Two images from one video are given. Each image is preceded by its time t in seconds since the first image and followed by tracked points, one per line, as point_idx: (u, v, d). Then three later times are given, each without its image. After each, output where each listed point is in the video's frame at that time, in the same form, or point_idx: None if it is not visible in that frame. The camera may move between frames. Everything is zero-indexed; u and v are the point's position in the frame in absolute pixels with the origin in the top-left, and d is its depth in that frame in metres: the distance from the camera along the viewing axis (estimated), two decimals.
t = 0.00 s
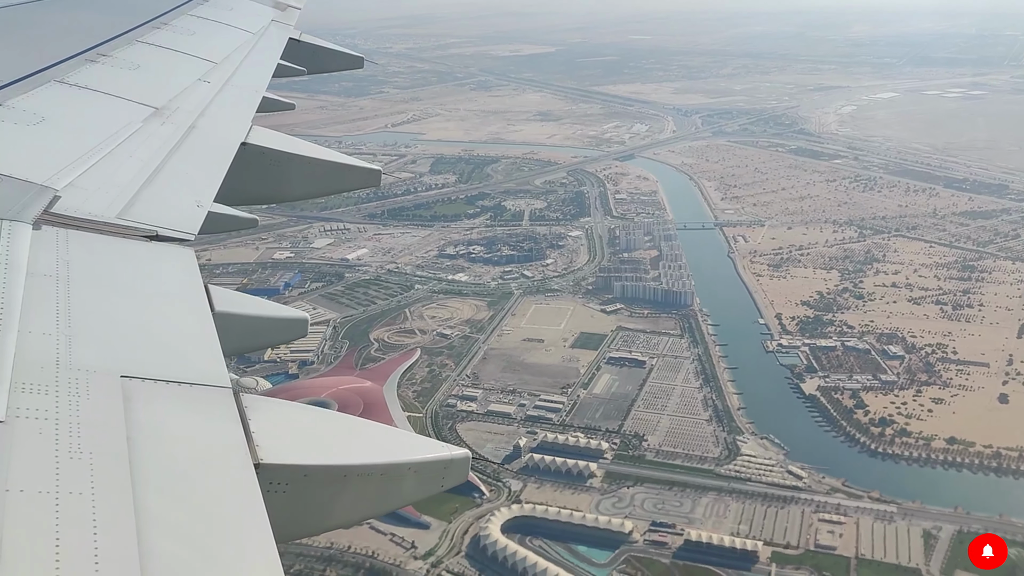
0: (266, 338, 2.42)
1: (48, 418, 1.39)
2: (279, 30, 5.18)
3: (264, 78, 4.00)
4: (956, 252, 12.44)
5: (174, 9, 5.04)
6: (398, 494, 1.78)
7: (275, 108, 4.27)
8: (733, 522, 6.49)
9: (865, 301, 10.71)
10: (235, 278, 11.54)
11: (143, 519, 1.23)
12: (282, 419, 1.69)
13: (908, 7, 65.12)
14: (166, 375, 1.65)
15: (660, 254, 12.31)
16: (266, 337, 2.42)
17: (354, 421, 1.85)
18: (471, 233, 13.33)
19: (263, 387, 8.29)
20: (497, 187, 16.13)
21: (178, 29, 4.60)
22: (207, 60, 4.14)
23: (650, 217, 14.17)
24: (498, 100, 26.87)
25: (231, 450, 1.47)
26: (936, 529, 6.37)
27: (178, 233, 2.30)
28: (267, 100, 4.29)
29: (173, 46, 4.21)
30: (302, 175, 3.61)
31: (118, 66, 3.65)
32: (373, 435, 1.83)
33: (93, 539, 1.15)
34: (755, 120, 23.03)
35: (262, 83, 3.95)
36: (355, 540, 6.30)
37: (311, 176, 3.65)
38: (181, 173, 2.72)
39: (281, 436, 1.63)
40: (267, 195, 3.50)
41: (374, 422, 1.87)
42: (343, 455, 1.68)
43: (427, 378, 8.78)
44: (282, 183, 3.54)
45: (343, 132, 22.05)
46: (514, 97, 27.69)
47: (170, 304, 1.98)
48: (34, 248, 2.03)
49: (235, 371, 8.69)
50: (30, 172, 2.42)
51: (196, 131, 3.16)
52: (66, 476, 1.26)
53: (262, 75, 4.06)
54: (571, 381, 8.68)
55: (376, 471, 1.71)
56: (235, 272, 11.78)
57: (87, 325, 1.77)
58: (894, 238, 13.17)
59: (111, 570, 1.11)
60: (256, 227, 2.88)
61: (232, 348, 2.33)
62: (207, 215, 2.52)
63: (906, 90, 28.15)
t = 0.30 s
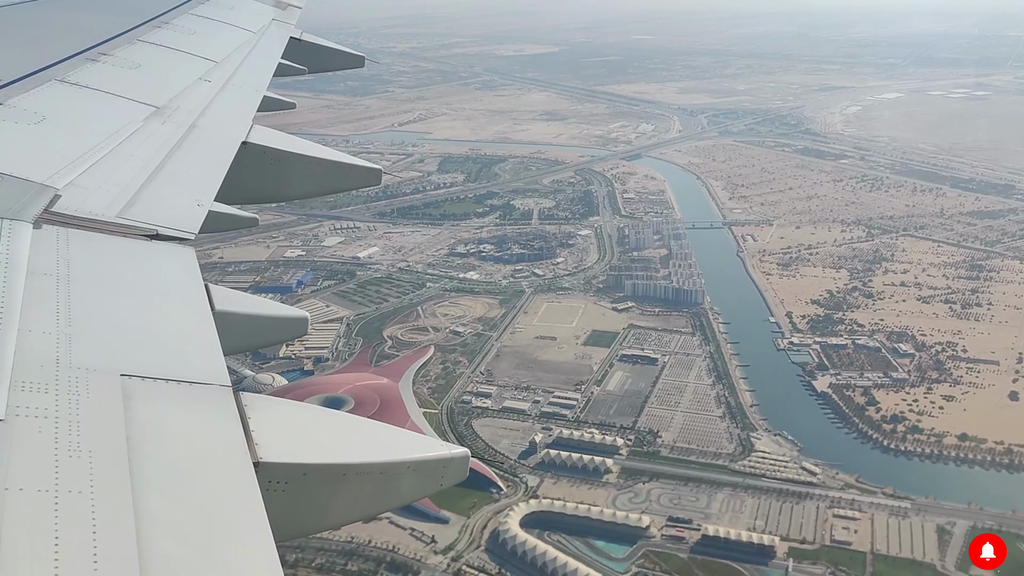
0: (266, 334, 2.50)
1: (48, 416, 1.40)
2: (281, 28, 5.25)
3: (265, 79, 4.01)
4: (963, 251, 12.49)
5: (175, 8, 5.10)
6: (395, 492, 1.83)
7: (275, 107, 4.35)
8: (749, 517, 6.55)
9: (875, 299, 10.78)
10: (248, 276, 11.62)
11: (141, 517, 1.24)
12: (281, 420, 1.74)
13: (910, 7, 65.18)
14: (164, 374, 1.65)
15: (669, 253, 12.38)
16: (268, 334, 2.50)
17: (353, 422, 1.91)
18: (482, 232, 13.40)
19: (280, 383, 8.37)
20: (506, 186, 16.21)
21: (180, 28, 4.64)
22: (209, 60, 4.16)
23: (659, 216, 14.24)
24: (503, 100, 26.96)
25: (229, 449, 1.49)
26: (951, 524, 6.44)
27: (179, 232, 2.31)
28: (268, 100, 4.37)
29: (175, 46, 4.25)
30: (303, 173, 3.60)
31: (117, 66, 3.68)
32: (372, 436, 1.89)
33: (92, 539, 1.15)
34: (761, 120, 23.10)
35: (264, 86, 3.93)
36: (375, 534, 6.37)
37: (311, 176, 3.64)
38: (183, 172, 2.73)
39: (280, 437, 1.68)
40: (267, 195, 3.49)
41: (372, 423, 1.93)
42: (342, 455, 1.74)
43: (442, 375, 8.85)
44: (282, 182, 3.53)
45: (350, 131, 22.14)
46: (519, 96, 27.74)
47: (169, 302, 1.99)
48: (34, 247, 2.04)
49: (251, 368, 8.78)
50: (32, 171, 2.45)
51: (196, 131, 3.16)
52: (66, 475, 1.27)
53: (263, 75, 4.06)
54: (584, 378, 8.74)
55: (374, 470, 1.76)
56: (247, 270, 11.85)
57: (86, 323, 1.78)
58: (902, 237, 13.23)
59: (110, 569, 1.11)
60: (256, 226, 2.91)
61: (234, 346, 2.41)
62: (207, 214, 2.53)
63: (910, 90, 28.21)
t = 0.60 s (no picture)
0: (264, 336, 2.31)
1: (48, 415, 1.35)
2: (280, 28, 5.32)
3: (265, 80, 4.01)
4: (972, 251, 12.57)
5: (174, 7, 5.14)
6: (396, 492, 1.72)
7: (275, 105, 4.39)
8: (767, 512, 6.63)
9: (885, 298, 10.87)
10: (262, 274, 11.70)
11: (142, 522, 1.18)
12: (280, 416, 1.65)
13: (912, 9, 65.33)
14: (165, 376, 1.60)
15: (679, 252, 12.45)
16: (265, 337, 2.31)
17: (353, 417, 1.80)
18: (493, 231, 13.49)
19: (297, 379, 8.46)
20: (515, 185, 16.30)
21: (182, 28, 4.69)
22: (208, 60, 4.18)
23: (668, 215, 14.33)
24: (508, 99, 27.06)
25: (231, 450, 1.43)
26: (966, 519, 6.52)
27: (179, 231, 2.26)
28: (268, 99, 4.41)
29: (171, 44, 4.27)
30: (304, 173, 3.50)
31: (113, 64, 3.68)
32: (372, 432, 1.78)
33: (91, 547, 1.10)
34: (766, 120, 23.19)
35: (263, 84, 3.97)
36: (397, 528, 6.44)
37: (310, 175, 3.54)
38: (183, 170, 2.71)
39: (280, 434, 1.58)
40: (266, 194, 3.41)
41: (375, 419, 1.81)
42: (342, 454, 1.63)
43: (458, 372, 8.93)
44: (282, 182, 3.45)
45: (358, 130, 22.24)
46: (524, 96, 27.83)
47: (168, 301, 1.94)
48: (36, 246, 2.00)
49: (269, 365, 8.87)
50: (31, 170, 2.38)
51: (196, 130, 3.13)
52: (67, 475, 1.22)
53: (261, 75, 4.08)
54: (600, 375, 8.82)
55: (375, 470, 1.66)
56: (261, 268, 11.93)
57: (87, 324, 1.73)
58: (911, 237, 13.32)
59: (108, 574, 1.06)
60: (257, 227, 2.79)
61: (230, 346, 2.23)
62: (207, 214, 2.47)
63: (914, 90, 28.31)
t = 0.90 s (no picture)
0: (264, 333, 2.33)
1: (49, 414, 1.34)
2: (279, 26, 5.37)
3: (265, 79, 4.04)
4: (980, 249, 12.61)
5: (175, 5, 5.18)
6: (394, 492, 1.69)
7: (280, 105, 4.42)
8: (784, 508, 6.69)
9: (895, 296, 10.91)
10: (274, 270, 11.76)
11: (142, 522, 1.17)
12: (280, 416, 1.63)
13: (913, 7, 65.29)
14: (163, 373, 1.59)
15: (689, 249, 12.50)
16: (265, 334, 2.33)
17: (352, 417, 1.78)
18: (503, 228, 13.54)
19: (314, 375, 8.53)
20: (522, 183, 16.34)
21: (181, 26, 4.74)
22: (208, 58, 4.24)
23: (676, 213, 14.38)
24: (513, 97, 27.09)
25: (230, 451, 1.41)
26: (981, 515, 6.56)
27: (178, 230, 2.30)
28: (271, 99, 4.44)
29: (169, 41, 4.33)
30: (303, 172, 3.52)
31: (111, 62, 3.71)
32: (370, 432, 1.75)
33: (91, 546, 1.08)
34: (771, 118, 23.23)
35: (263, 82, 4.00)
36: (419, 523, 6.52)
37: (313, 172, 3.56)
38: (183, 170, 2.74)
39: (278, 435, 1.56)
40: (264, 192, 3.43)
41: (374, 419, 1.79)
42: (340, 453, 1.61)
43: (472, 368, 8.99)
44: (281, 180, 3.47)
45: (364, 128, 22.29)
46: (530, 94, 27.86)
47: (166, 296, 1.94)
48: (35, 244, 2.00)
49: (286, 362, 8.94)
50: (31, 170, 2.40)
51: (195, 130, 3.17)
52: (67, 473, 1.21)
53: (261, 74, 4.11)
54: (613, 371, 8.88)
55: (373, 469, 1.63)
56: (272, 264, 11.99)
57: (86, 321, 1.73)
58: (919, 235, 13.36)
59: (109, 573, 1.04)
60: (257, 225, 2.86)
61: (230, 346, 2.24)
62: (207, 212, 2.52)
63: (919, 89, 28.33)
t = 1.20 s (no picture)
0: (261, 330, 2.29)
1: (48, 413, 1.35)
2: (280, 24, 5.43)
3: (264, 78, 4.05)
4: (988, 247, 12.68)
5: (175, 3, 5.21)
6: (394, 492, 1.69)
7: (274, 101, 4.45)
8: (802, 502, 6.77)
9: (905, 293, 10.99)
10: (286, 267, 11.83)
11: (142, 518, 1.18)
12: (280, 415, 1.63)
13: (914, 7, 65.33)
14: (161, 370, 1.60)
15: (699, 246, 12.56)
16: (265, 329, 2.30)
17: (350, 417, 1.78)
18: (513, 225, 13.61)
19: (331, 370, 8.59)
20: (531, 180, 16.40)
21: (181, 24, 4.75)
22: (208, 56, 4.27)
23: (685, 210, 14.44)
24: (518, 95, 27.13)
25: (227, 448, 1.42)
26: (997, 508, 6.63)
27: (177, 228, 2.28)
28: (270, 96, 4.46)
29: (170, 39, 4.36)
30: (301, 170, 3.48)
31: (112, 61, 3.73)
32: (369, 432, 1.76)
33: (93, 548, 1.09)
34: (777, 116, 23.29)
35: (262, 82, 4.01)
36: (441, 515, 6.60)
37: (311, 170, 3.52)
38: (185, 168, 2.74)
39: (280, 433, 1.57)
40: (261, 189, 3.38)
41: (372, 419, 1.80)
42: (341, 452, 1.61)
43: (488, 364, 9.06)
44: (278, 177, 3.43)
45: (371, 125, 22.32)
46: (534, 92, 27.91)
47: (162, 292, 1.95)
48: (34, 242, 2.00)
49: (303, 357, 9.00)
50: (30, 167, 2.41)
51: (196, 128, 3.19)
52: (66, 472, 1.22)
53: (260, 74, 4.12)
54: (628, 368, 8.95)
55: (374, 468, 1.64)
56: (285, 261, 12.05)
57: (85, 319, 1.73)
58: (927, 233, 13.43)
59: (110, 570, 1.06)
60: (255, 224, 2.86)
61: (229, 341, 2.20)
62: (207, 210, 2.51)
63: (923, 87, 28.39)
